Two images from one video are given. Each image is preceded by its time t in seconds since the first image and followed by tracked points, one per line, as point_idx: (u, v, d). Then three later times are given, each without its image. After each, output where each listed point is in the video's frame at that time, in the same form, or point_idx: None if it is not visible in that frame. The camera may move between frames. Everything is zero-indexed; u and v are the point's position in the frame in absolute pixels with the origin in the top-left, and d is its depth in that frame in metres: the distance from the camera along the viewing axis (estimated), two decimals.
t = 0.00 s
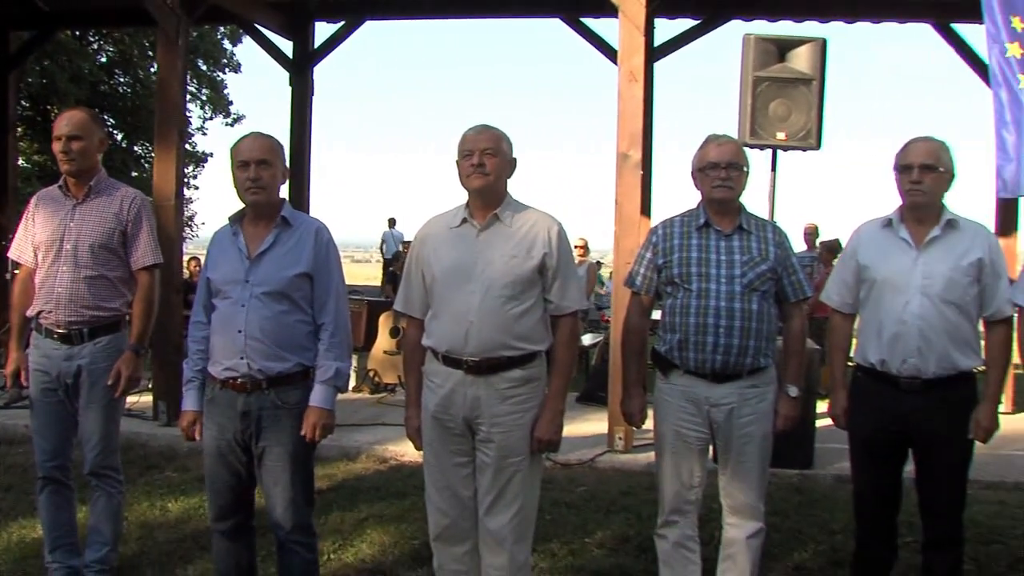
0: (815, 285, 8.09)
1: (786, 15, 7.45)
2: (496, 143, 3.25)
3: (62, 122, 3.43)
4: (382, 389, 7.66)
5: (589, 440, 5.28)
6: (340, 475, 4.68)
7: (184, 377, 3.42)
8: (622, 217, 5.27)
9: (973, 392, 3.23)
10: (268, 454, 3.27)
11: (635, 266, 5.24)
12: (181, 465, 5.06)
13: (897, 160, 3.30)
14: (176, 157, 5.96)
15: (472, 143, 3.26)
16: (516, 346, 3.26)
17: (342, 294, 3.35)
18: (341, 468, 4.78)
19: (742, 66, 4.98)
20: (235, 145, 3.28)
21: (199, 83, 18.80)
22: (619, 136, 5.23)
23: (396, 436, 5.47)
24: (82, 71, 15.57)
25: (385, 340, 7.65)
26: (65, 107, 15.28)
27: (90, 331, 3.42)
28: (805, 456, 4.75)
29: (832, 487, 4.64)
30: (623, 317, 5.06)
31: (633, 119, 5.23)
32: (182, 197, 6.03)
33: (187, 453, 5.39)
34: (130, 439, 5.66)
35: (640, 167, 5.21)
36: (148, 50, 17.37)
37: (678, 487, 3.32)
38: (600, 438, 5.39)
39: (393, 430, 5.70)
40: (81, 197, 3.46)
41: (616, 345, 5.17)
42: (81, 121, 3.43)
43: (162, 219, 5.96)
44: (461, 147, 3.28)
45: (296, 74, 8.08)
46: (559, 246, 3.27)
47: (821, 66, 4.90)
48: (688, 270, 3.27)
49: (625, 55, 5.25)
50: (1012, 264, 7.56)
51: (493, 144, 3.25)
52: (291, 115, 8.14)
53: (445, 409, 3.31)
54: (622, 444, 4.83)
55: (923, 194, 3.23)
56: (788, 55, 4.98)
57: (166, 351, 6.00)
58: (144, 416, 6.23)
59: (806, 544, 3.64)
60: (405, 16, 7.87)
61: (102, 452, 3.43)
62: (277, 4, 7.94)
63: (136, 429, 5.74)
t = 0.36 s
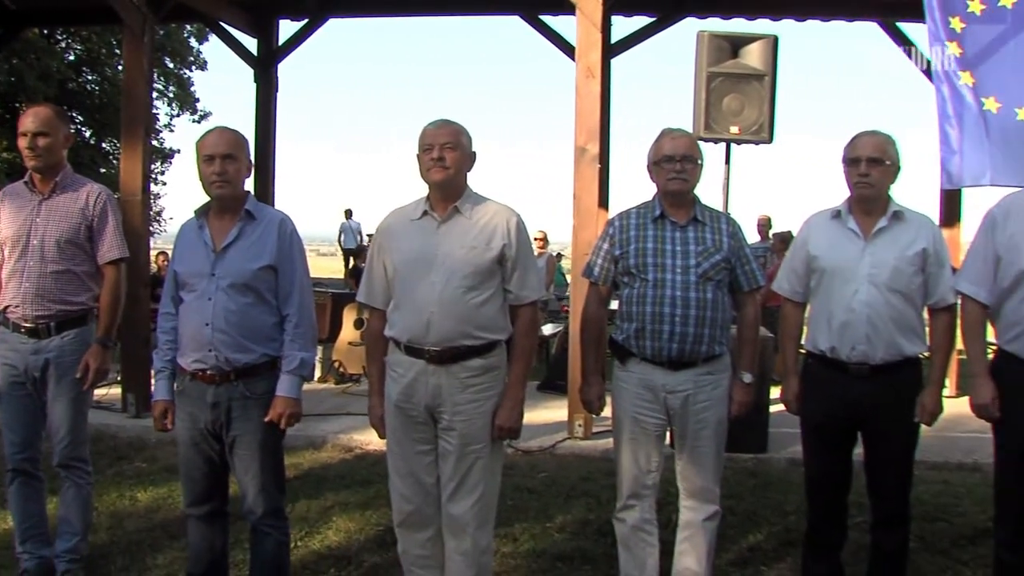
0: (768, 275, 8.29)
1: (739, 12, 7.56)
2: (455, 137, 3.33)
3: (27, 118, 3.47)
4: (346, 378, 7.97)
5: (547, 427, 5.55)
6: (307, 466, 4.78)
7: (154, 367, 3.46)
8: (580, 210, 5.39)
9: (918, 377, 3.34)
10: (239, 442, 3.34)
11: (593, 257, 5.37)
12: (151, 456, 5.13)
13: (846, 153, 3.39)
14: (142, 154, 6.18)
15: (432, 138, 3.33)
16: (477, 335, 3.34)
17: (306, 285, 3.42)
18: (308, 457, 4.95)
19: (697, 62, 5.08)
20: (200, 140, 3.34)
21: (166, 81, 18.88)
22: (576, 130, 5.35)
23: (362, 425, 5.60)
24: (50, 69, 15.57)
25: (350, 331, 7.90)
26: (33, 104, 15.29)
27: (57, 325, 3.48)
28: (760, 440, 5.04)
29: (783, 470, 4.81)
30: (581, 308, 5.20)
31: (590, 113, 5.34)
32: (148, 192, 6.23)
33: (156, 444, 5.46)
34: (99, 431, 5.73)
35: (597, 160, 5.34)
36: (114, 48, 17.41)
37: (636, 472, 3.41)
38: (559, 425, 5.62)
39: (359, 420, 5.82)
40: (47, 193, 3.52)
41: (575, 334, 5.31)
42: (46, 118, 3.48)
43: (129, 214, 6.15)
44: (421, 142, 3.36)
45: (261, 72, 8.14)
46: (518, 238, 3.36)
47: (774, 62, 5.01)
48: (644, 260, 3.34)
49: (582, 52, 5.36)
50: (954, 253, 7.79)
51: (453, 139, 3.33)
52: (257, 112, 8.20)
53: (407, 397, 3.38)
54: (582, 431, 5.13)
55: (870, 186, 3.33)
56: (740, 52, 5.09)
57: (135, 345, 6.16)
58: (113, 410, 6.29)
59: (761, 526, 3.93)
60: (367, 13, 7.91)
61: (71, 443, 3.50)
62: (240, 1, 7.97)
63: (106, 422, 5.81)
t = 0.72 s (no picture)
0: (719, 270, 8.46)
1: (691, 11, 7.64)
2: (410, 133, 3.36)
3: None
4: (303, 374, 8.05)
5: (503, 420, 5.65)
6: (264, 460, 4.82)
7: (111, 364, 3.47)
8: (534, 204, 5.45)
9: (865, 368, 3.41)
10: (196, 436, 3.34)
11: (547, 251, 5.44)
12: (108, 451, 5.14)
13: (795, 150, 3.45)
14: (98, 152, 6.27)
15: (387, 133, 3.36)
16: (432, 329, 3.37)
17: (262, 280, 3.44)
18: (266, 451, 5.00)
19: (650, 59, 5.13)
20: (155, 137, 3.36)
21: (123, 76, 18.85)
22: (530, 126, 5.41)
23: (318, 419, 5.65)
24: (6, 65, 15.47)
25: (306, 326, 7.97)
26: None
27: (12, 321, 3.48)
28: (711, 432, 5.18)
29: (733, 462, 4.90)
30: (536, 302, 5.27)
31: (544, 109, 5.40)
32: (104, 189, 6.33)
33: (113, 439, 5.47)
34: (56, 427, 5.72)
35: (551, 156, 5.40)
36: (71, 43, 17.35)
37: (589, 464, 3.44)
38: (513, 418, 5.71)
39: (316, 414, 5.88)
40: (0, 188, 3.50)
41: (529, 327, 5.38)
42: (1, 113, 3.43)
43: (86, 210, 6.23)
44: (377, 137, 3.39)
45: (217, 68, 8.14)
46: (472, 232, 3.40)
47: (725, 59, 5.07)
48: (597, 255, 3.37)
49: (537, 49, 5.42)
50: (900, 249, 7.96)
51: (407, 134, 3.36)
52: (214, 107, 8.19)
53: (363, 391, 3.41)
54: (538, 424, 5.23)
55: (818, 183, 3.38)
56: (692, 50, 5.15)
57: (93, 342, 6.20)
58: (71, 406, 6.27)
59: (713, 516, 4.10)
60: (322, 11, 7.90)
61: (26, 440, 3.50)
62: None
63: (62, 417, 5.80)
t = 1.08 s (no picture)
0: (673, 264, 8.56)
1: (646, 6, 7.69)
2: (364, 125, 3.34)
3: None
4: (258, 368, 8.09)
5: (458, 414, 5.67)
6: (218, 455, 4.82)
7: (61, 358, 3.43)
8: (489, 197, 5.46)
9: (817, 361, 3.44)
10: (148, 431, 3.31)
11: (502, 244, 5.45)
12: (58, 447, 5.09)
13: (747, 145, 3.47)
14: (48, 143, 6.22)
15: (341, 126, 3.34)
16: (385, 323, 3.36)
17: (215, 274, 3.41)
18: (220, 446, 5.00)
19: (604, 53, 5.14)
20: (104, 129, 3.30)
21: (74, 68, 18.67)
22: (485, 118, 5.41)
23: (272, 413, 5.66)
24: None
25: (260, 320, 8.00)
26: None
27: None
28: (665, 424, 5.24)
29: (687, 455, 4.93)
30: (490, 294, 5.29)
31: (498, 102, 5.40)
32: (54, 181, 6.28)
33: (64, 435, 5.42)
34: (6, 422, 5.66)
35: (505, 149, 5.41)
36: (20, 33, 17.14)
37: (544, 456, 3.44)
38: (468, 411, 5.75)
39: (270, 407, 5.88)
40: None
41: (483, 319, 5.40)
42: None
43: (36, 203, 6.18)
44: (330, 129, 3.36)
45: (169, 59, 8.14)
46: (425, 226, 3.39)
47: (679, 53, 5.09)
48: (550, 247, 3.38)
49: (491, 42, 5.43)
50: (852, 243, 8.05)
51: (361, 127, 3.34)
52: (167, 99, 8.20)
53: (316, 385, 3.39)
54: (492, 416, 5.28)
55: (770, 177, 3.40)
56: (647, 44, 5.16)
57: (44, 336, 6.16)
58: (22, 402, 6.21)
59: (667, 508, 4.17)
60: (278, 3, 7.86)
61: None
62: None
63: (13, 413, 5.74)
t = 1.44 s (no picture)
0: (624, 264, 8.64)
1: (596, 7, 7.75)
2: (311, 128, 3.34)
3: None
4: (208, 372, 8.06)
5: (410, 416, 5.68)
6: (168, 460, 4.79)
7: (2, 363, 3.37)
8: (438, 199, 5.47)
9: (765, 359, 3.47)
10: (95, 437, 3.28)
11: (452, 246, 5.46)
12: (3, 455, 5.03)
13: (695, 146, 3.49)
14: None
15: (289, 129, 3.33)
16: (334, 326, 3.36)
17: (162, 278, 3.38)
18: (170, 451, 4.99)
19: (553, 54, 5.16)
20: (48, 132, 3.27)
21: (19, 70, 18.45)
22: (434, 120, 5.42)
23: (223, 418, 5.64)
24: None
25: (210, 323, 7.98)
26: None
27: None
28: (617, 423, 5.29)
29: (638, 454, 4.98)
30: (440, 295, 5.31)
31: (447, 105, 5.41)
32: None
33: (10, 443, 5.36)
34: None
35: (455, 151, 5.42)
36: None
37: (494, 457, 3.45)
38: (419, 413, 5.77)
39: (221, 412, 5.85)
40: None
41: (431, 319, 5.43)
42: None
43: None
44: (278, 131, 3.36)
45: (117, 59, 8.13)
46: (374, 229, 3.39)
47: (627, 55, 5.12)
48: (498, 248, 3.38)
49: (441, 44, 5.43)
50: (800, 242, 8.17)
51: (309, 129, 3.34)
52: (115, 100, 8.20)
53: (265, 389, 3.37)
54: (443, 418, 5.30)
55: (718, 179, 3.43)
56: (596, 45, 5.19)
57: None
58: None
59: (618, 506, 4.21)
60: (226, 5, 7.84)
61: None
62: None
63: None
